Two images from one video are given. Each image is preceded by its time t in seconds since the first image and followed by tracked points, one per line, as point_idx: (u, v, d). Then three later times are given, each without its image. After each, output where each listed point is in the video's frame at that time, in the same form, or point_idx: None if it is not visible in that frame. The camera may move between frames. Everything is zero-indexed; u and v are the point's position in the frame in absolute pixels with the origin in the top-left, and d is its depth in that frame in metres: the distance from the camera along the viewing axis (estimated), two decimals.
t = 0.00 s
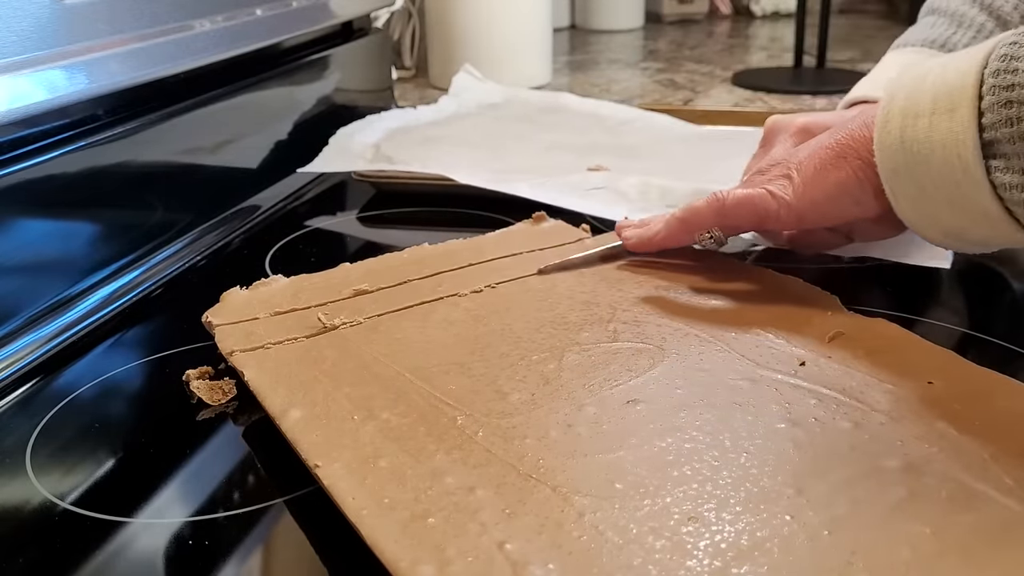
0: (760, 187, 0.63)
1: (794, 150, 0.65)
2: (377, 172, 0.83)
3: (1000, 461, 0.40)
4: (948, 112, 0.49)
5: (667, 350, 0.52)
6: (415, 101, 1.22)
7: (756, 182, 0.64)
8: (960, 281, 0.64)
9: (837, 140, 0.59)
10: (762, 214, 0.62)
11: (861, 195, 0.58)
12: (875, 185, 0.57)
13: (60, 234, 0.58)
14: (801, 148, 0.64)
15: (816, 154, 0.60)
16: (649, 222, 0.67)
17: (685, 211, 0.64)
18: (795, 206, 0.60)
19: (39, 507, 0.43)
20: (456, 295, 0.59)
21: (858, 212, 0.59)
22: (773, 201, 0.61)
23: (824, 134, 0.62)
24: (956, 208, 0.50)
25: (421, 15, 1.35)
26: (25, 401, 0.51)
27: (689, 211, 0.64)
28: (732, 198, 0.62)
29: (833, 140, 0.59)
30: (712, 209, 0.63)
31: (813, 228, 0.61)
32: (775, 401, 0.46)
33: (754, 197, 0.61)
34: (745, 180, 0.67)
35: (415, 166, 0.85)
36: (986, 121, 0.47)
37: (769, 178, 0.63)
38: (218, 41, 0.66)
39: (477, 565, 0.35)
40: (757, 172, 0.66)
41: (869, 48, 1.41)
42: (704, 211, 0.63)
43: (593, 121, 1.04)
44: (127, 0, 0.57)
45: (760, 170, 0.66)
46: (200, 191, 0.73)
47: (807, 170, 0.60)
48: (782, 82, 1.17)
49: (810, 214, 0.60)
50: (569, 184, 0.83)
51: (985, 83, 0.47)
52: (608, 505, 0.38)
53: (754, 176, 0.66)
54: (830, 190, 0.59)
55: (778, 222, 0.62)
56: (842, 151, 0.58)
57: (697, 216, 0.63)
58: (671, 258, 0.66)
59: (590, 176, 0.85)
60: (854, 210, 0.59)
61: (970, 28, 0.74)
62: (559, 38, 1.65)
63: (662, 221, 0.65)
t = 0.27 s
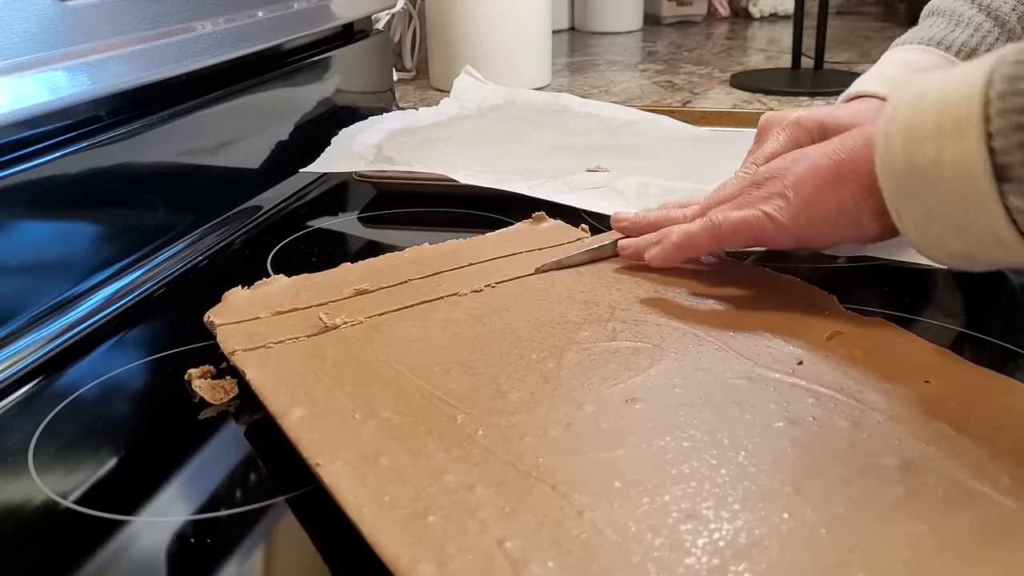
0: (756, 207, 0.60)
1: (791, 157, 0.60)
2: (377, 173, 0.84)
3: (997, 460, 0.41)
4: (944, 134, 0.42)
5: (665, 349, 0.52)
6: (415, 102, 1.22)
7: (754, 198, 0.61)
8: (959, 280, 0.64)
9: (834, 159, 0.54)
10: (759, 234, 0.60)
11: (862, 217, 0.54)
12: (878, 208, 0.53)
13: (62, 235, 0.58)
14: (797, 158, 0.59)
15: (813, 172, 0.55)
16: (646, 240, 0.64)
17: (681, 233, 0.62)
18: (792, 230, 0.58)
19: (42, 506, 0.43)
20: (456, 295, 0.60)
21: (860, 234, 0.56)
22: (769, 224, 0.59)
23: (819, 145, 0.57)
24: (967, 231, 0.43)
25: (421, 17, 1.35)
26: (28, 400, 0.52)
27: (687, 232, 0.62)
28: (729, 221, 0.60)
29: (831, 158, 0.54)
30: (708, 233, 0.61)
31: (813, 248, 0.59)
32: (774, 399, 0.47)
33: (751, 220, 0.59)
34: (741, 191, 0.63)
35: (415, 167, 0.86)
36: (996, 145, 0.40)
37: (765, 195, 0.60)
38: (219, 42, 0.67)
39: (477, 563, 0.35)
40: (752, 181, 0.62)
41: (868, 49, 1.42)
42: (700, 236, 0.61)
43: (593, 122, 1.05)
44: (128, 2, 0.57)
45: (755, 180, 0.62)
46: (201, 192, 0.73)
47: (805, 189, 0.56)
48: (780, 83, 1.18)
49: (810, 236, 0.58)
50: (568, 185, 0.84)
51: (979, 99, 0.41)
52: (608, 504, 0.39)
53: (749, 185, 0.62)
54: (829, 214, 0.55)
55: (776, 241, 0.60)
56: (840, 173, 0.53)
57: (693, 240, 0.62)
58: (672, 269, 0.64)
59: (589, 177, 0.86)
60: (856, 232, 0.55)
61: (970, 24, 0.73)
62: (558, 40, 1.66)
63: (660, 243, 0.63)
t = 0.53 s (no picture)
0: (855, 224, 0.48)
1: (887, 159, 0.49)
2: (377, 173, 0.84)
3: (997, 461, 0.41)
4: None
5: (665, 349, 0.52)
6: (415, 102, 1.22)
7: (849, 214, 0.48)
8: (957, 282, 0.64)
9: (959, 169, 0.45)
10: (872, 262, 0.47)
11: (997, 237, 0.45)
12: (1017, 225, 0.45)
13: (62, 235, 0.58)
14: (904, 158, 0.48)
15: (931, 178, 0.46)
16: (700, 262, 0.51)
17: (770, 266, 0.47)
18: (914, 250, 0.46)
19: (42, 507, 0.43)
20: (456, 295, 0.60)
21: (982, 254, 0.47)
22: (884, 247, 0.46)
23: (928, 142, 0.48)
24: None
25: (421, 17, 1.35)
26: (28, 401, 0.52)
27: (739, 254, 0.50)
28: (828, 245, 0.46)
29: (953, 159, 0.45)
30: (806, 265, 0.46)
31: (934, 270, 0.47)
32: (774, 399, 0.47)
33: (856, 243, 0.46)
34: (819, 201, 0.51)
35: (415, 167, 0.86)
36: None
37: (865, 209, 0.47)
38: (219, 42, 0.67)
39: (477, 563, 0.35)
40: (837, 191, 0.50)
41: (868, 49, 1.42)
42: (798, 268, 0.46)
43: (593, 122, 1.05)
44: (129, 2, 0.57)
45: (841, 189, 0.50)
46: (201, 192, 0.73)
47: (920, 202, 0.46)
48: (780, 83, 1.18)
49: (933, 257, 0.46)
50: (568, 185, 0.84)
51: None
52: (608, 504, 0.39)
53: (831, 195, 0.50)
54: (957, 232, 0.45)
55: (890, 269, 0.47)
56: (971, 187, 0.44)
57: (790, 274, 0.46)
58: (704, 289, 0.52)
59: (589, 177, 0.86)
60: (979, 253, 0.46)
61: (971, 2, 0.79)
62: (558, 40, 1.66)
63: (713, 264, 0.51)
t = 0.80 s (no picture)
0: (926, 243, 0.45)
1: (958, 174, 0.47)
2: (377, 173, 0.84)
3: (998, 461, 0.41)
4: None
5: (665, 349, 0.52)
6: (415, 102, 1.22)
7: (919, 233, 0.46)
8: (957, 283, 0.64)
9: None
10: (947, 284, 0.45)
11: None
12: None
13: (62, 235, 0.58)
14: (977, 172, 0.47)
15: (1009, 195, 0.45)
16: (758, 293, 0.48)
17: (838, 289, 0.44)
18: (991, 269, 0.45)
19: (42, 506, 0.43)
20: (457, 295, 0.60)
21: None
22: (960, 268, 0.44)
23: (1002, 154, 0.47)
24: None
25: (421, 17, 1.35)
26: (28, 401, 0.52)
27: (799, 281, 0.47)
28: (902, 266, 0.44)
29: None
30: (878, 288, 0.44)
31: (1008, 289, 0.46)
32: (774, 399, 0.47)
33: (931, 263, 0.44)
34: (881, 222, 0.49)
35: (415, 167, 0.86)
36: None
37: (937, 228, 0.45)
38: (219, 43, 0.67)
39: (477, 564, 0.35)
40: (903, 211, 0.47)
41: (868, 49, 1.42)
42: (870, 291, 0.43)
43: (593, 122, 1.05)
44: (129, 2, 0.57)
45: (909, 209, 0.47)
46: (202, 192, 0.73)
47: (999, 218, 0.44)
48: (780, 83, 1.18)
49: (1011, 275, 0.45)
50: (568, 185, 0.84)
51: None
52: (607, 504, 0.39)
53: (895, 215, 0.48)
54: None
55: (963, 290, 0.45)
56: None
57: (859, 297, 0.44)
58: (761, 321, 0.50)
59: (589, 177, 0.86)
60: None
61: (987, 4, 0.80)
62: (558, 40, 1.66)
63: (772, 293, 0.48)
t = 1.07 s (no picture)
0: (955, 262, 0.44)
1: (983, 191, 0.46)
2: (378, 173, 0.84)
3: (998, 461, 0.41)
4: None
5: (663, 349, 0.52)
6: (415, 102, 1.22)
7: (946, 252, 0.45)
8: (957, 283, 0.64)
9: None
10: (982, 304, 0.42)
11: None
12: None
13: (62, 235, 0.58)
14: (1003, 188, 0.46)
15: None
16: (782, 320, 0.48)
17: (868, 314, 0.42)
18: None
19: (42, 506, 0.43)
20: (456, 295, 0.60)
21: None
22: (994, 287, 0.42)
23: None
24: None
25: (420, 17, 1.35)
26: (28, 401, 0.52)
27: (824, 307, 0.47)
28: (933, 287, 0.42)
29: None
30: (910, 311, 0.41)
31: None
32: (773, 399, 0.47)
33: (964, 283, 0.42)
34: (906, 244, 0.48)
35: (416, 167, 0.86)
36: None
37: (964, 246, 0.44)
38: (219, 43, 0.67)
39: (477, 563, 0.35)
40: (927, 230, 0.46)
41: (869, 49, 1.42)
42: (901, 314, 0.41)
43: (592, 122, 1.05)
44: (129, 2, 0.57)
45: (934, 227, 0.46)
46: (202, 192, 0.73)
47: None
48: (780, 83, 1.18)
49: None
50: (568, 185, 0.84)
51: None
52: (607, 503, 0.39)
53: (919, 234, 0.47)
54: None
55: (1002, 309, 0.43)
56: None
57: (890, 322, 0.42)
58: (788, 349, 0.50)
59: (589, 177, 0.86)
60: None
61: None
62: (557, 40, 1.66)
63: (797, 320, 0.47)
